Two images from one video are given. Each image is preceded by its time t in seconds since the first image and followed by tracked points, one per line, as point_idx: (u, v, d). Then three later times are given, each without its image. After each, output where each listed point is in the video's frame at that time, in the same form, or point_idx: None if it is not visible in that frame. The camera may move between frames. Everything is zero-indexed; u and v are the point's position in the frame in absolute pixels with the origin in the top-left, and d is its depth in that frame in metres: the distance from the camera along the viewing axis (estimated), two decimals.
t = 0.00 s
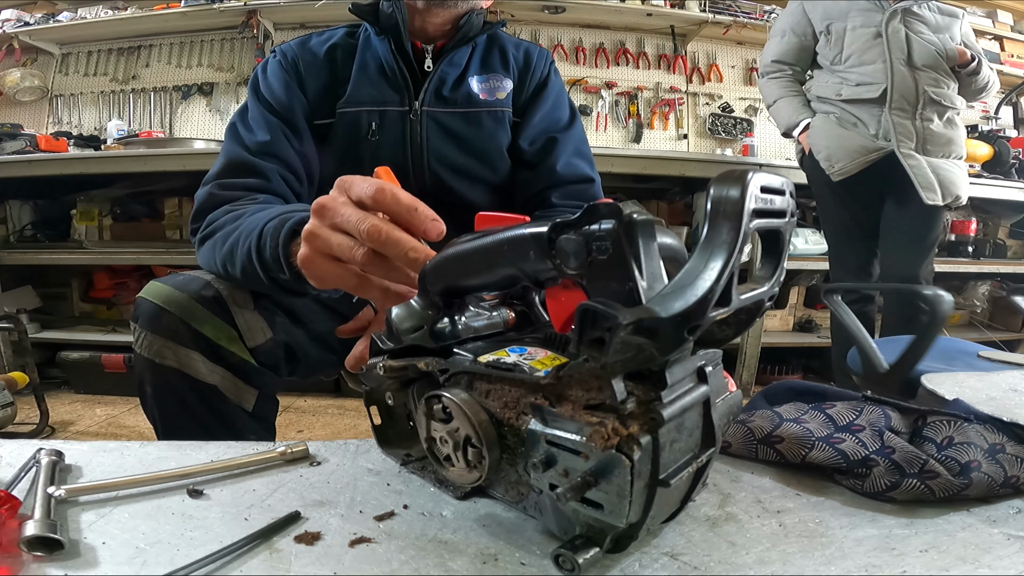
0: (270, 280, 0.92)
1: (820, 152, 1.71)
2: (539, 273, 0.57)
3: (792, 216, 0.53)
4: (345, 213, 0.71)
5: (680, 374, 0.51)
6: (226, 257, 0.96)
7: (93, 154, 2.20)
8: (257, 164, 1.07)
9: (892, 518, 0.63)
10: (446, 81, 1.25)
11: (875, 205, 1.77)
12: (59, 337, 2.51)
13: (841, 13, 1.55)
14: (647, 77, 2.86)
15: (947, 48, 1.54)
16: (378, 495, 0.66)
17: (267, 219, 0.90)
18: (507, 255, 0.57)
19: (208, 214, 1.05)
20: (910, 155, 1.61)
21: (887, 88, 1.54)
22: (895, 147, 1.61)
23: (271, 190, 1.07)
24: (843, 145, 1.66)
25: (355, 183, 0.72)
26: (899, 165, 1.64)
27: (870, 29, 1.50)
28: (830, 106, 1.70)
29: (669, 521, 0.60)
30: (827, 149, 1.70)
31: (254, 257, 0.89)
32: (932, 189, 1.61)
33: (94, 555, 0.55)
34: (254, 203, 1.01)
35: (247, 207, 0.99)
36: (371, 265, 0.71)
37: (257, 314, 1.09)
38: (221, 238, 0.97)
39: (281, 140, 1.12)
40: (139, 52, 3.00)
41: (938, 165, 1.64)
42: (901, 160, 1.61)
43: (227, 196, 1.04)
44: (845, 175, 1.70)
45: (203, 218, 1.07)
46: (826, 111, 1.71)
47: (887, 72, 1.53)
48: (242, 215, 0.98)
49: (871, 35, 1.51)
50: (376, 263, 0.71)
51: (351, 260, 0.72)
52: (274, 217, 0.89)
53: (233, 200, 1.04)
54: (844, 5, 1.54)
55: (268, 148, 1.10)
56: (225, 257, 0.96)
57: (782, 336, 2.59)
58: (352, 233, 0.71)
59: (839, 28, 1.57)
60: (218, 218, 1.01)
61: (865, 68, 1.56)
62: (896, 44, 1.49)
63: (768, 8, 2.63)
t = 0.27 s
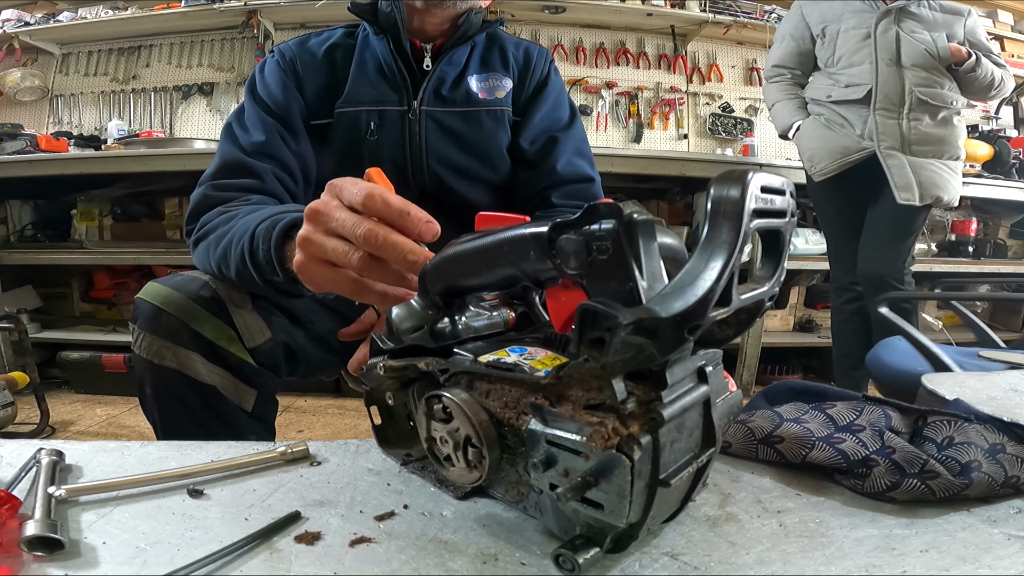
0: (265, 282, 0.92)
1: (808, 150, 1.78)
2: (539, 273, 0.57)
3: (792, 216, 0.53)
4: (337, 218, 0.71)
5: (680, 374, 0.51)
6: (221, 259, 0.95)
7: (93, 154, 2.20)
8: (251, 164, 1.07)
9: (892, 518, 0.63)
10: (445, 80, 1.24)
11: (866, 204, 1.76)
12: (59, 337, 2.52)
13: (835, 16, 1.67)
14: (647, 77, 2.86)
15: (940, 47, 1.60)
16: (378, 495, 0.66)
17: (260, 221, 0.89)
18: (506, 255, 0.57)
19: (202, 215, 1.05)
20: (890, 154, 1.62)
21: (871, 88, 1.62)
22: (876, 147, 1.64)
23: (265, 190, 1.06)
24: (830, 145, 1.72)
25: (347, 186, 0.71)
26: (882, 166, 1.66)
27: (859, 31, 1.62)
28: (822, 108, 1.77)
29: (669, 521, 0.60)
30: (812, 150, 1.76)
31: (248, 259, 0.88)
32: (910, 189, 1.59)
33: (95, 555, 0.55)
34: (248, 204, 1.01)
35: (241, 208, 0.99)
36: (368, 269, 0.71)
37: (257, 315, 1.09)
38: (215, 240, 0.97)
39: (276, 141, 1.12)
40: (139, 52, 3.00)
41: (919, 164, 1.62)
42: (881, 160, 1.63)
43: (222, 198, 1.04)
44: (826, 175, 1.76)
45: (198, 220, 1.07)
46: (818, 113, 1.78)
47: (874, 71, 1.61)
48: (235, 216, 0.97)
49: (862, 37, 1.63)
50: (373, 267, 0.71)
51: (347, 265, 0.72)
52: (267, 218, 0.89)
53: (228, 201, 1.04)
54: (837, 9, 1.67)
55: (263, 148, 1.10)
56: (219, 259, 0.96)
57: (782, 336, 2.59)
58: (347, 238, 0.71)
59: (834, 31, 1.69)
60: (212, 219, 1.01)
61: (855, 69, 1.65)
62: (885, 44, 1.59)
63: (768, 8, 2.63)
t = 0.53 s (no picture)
0: (265, 282, 0.92)
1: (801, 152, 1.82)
2: (539, 273, 0.57)
3: (792, 216, 0.53)
4: (338, 203, 0.69)
5: (680, 374, 0.51)
6: (220, 259, 0.95)
7: (94, 153, 2.20)
8: (250, 164, 1.07)
9: (892, 518, 0.63)
10: (444, 80, 1.24)
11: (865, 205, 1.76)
12: (59, 337, 2.52)
13: (834, 18, 1.73)
14: (647, 77, 2.86)
15: (936, 47, 1.59)
16: (378, 495, 0.66)
17: (258, 221, 0.89)
18: (506, 255, 0.57)
19: (200, 215, 1.05)
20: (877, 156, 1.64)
21: (864, 91, 1.66)
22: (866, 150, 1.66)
23: (264, 190, 1.07)
24: (825, 147, 1.75)
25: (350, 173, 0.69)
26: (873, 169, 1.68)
27: (857, 34, 1.67)
28: (819, 109, 1.80)
29: (669, 521, 0.60)
30: (807, 151, 1.79)
31: (248, 259, 0.88)
32: (900, 189, 1.59)
33: (95, 555, 0.55)
34: (245, 204, 1.01)
35: (240, 208, 0.99)
36: (366, 255, 0.69)
37: (257, 315, 1.09)
38: (214, 240, 0.97)
39: (275, 140, 1.12)
40: (139, 52, 3.00)
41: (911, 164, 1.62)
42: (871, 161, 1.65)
43: (221, 198, 1.04)
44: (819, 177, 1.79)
45: (197, 220, 1.07)
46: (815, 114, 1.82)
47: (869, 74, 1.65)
48: (234, 216, 0.97)
49: (858, 39, 1.67)
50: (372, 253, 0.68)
51: (346, 250, 0.70)
52: (265, 218, 0.89)
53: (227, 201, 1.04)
54: (836, 11, 1.73)
55: (262, 148, 1.10)
56: (219, 259, 0.96)
57: (783, 336, 2.59)
58: (348, 224, 0.68)
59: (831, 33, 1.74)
60: (211, 219, 1.01)
61: (850, 72, 1.70)
62: (879, 44, 1.62)
63: (768, 8, 2.63)
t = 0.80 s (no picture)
0: (265, 281, 0.92)
1: (816, 155, 1.78)
2: (539, 273, 0.57)
3: (792, 216, 0.53)
4: (332, 221, 0.68)
5: (680, 374, 0.51)
6: (220, 258, 0.95)
7: (93, 154, 2.20)
8: (249, 163, 1.07)
9: (892, 518, 0.63)
10: (444, 79, 1.24)
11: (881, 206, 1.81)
12: (59, 337, 2.52)
13: (832, 17, 1.51)
14: (647, 77, 2.86)
15: (937, 47, 1.51)
16: (378, 495, 0.66)
17: (257, 220, 0.89)
18: (506, 255, 0.57)
19: (200, 215, 1.05)
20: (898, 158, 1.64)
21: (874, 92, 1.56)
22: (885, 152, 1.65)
23: (263, 189, 1.06)
24: (835, 150, 1.74)
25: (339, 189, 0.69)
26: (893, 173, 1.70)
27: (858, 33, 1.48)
28: (822, 109, 1.75)
29: (669, 521, 0.60)
30: (824, 155, 1.77)
31: (248, 259, 0.88)
32: (930, 190, 1.63)
33: (95, 555, 0.55)
34: (245, 204, 1.01)
35: (239, 208, 0.99)
36: (366, 272, 0.69)
37: (257, 316, 1.09)
38: (214, 240, 0.97)
39: (274, 140, 1.12)
40: (139, 52, 3.00)
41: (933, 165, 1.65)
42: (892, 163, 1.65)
43: (219, 198, 1.03)
44: (841, 180, 1.77)
45: (196, 219, 1.06)
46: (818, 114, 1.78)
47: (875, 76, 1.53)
48: (233, 215, 0.97)
49: (859, 39, 1.49)
50: (372, 270, 0.69)
51: (343, 271, 0.70)
52: (265, 218, 0.88)
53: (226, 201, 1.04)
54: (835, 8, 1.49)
55: (261, 148, 1.10)
56: (218, 258, 0.96)
57: (783, 336, 2.58)
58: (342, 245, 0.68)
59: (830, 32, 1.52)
60: (210, 218, 1.01)
61: (853, 73, 1.58)
62: (883, 45, 1.46)
63: (769, 8, 2.63)
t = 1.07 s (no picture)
0: (265, 282, 0.92)
1: (833, 156, 1.71)
2: (539, 273, 0.57)
3: (792, 216, 0.53)
4: (314, 235, 0.69)
5: (680, 374, 0.51)
6: (220, 259, 0.95)
7: (93, 153, 2.20)
8: (249, 163, 1.07)
9: (893, 518, 0.63)
10: (443, 79, 1.24)
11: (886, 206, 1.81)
12: (59, 337, 2.52)
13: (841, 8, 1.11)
14: (647, 77, 2.87)
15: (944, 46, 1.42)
16: (378, 495, 0.66)
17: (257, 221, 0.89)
18: (507, 255, 0.57)
19: (199, 214, 1.05)
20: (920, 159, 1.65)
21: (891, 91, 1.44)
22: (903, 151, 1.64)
23: (262, 189, 1.06)
24: (854, 150, 1.67)
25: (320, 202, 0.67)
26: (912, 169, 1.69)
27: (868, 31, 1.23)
28: (832, 107, 1.61)
29: (669, 521, 0.60)
30: (841, 155, 1.69)
31: (248, 259, 0.88)
32: (947, 190, 1.66)
33: (95, 555, 0.55)
34: (244, 203, 1.01)
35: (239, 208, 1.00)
36: (351, 286, 0.70)
37: (257, 316, 1.09)
38: (214, 240, 0.97)
39: (273, 140, 1.12)
40: (140, 52, 3.00)
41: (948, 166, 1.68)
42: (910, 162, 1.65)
43: (219, 197, 1.03)
44: (860, 180, 1.72)
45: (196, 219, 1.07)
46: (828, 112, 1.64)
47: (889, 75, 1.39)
48: (233, 214, 0.98)
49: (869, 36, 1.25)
50: (358, 284, 0.69)
51: (329, 282, 0.70)
52: (264, 218, 0.88)
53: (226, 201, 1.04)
54: None
55: (261, 148, 1.10)
56: (218, 258, 0.96)
57: (783, 336, 2.58)
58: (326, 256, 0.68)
59: (834, 29, 1.16)
60: (209, 219, 1.01)
61: (865, 72, 1.38)
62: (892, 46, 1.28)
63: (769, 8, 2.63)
